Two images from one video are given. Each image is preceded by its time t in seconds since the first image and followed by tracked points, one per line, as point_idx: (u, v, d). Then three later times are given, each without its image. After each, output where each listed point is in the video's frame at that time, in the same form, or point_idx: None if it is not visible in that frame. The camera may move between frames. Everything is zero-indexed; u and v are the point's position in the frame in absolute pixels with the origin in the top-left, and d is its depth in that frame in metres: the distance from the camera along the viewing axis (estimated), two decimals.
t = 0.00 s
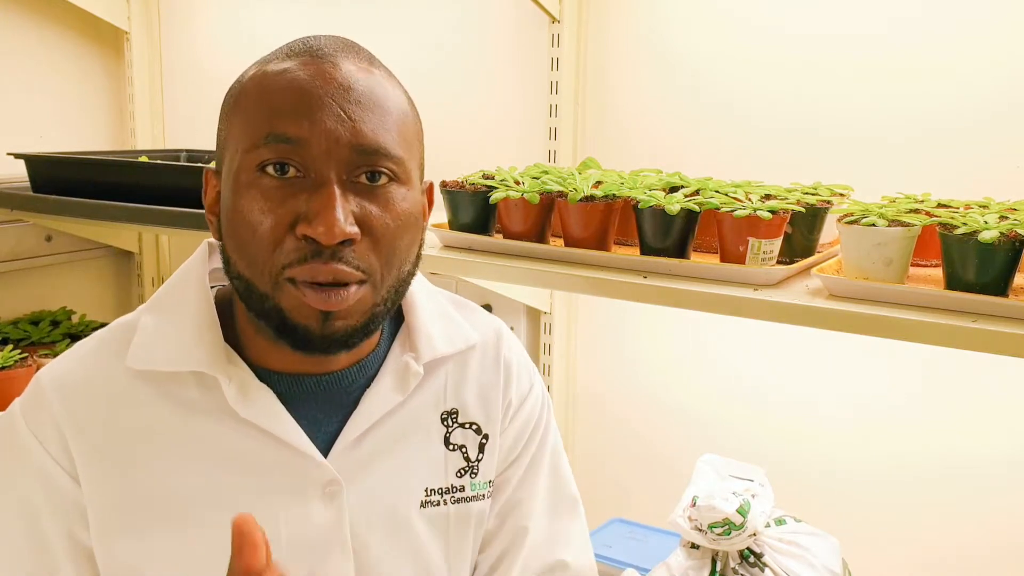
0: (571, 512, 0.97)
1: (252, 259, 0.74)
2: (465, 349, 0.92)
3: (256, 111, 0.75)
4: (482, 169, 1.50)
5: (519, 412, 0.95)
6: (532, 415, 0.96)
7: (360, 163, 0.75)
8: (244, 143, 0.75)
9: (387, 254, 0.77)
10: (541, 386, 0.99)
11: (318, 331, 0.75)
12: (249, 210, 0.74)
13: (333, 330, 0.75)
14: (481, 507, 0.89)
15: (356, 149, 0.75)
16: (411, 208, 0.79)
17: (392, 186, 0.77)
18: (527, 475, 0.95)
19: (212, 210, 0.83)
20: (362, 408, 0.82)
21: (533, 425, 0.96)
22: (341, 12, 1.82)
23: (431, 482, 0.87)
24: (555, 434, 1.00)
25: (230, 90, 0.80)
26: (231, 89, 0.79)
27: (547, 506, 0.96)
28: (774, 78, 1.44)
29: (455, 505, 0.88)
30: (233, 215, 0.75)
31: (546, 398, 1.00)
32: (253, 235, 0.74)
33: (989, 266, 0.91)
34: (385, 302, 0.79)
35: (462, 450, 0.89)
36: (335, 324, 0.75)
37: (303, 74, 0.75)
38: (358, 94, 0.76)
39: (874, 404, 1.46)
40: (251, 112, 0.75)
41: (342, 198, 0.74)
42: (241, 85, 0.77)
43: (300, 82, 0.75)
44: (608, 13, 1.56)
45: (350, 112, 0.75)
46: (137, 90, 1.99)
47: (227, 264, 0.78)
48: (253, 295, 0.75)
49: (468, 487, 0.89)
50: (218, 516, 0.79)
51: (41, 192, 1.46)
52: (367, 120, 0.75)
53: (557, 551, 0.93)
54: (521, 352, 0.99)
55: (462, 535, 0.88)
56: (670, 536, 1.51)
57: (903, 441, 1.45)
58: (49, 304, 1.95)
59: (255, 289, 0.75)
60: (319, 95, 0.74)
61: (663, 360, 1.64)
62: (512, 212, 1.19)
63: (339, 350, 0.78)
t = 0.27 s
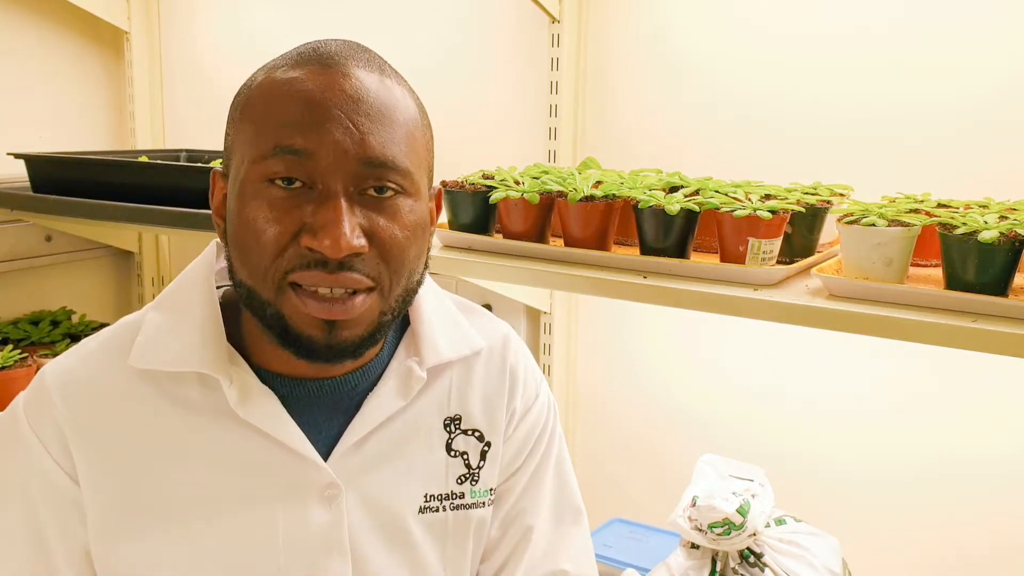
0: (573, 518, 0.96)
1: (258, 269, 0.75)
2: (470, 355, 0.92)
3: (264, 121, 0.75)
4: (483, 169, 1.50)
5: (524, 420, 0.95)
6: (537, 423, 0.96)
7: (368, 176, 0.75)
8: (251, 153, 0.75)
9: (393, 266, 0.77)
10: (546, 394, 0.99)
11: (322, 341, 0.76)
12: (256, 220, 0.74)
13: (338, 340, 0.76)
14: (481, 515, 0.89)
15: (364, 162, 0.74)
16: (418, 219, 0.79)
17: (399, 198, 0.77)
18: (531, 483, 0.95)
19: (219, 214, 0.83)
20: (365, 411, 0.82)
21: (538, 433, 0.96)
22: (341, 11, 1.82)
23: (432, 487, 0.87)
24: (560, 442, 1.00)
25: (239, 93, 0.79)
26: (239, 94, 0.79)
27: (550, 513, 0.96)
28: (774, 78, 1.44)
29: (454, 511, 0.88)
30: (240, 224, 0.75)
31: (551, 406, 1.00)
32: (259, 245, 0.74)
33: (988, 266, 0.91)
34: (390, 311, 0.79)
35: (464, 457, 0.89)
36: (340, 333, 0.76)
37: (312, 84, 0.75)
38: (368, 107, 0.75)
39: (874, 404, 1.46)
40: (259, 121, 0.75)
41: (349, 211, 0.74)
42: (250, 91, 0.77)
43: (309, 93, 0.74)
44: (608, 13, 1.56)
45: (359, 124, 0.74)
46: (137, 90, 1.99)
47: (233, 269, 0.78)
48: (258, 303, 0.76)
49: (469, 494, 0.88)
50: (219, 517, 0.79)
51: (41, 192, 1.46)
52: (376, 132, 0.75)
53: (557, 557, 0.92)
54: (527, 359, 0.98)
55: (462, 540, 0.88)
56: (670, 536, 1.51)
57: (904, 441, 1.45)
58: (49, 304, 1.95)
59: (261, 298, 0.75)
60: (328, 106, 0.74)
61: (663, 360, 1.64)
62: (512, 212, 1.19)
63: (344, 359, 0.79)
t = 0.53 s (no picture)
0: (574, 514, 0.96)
1: (260, 264, 0.74)
2: (470, 353, 0.92)
3: (263, 116, 0.75)
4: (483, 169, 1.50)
5: (524, 419, 0.95)
6: (538, 421, 0.97)
7: (369, 167, 0.75)
8: (251, 148, 0.75)
9: (395, 257, 0.78)
10: (545, 392, 0.99)
11: (326, 334, 0.76)
12: (257, 214, 0.74)
13: (342, 333, 0.76)
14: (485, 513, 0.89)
15: (365, 153, 0.75)
16: (418, 212, 0.80)
17: (400, 190, 0.78)
18: (532, 480, 0.95)
19: (218, 214, 0.83)
20: (368, 413, 0.82)
21: (539, 431, 0.97)
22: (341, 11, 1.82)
23: (436, 487, 0.87)
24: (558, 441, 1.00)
25: (236, 92, 0.79)
26: (237, 92, 0.79)
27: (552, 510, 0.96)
28: (774, 78, 1.44)
29: (459, 510, 0.88)
30: (241, 220, 0.75)
31: (550, 405, 1.00)
32: (261, 239, 0.74)
33: (988, 266, 0.91)
34: (393, 304, 0.79)
35: (466, 456, 0.89)
36: (344, 326, 0.76)
37: (311, 78, 0.75)
38: (368, 100, 0.75)
39: (875, 404, 1.46)
40: (258, 116, 0.75)
41: (351, 203, 0.74)
42: (247, 88, 0.77)
43: (308, 87, 0.74)
44: (608, 13, 1.56)
45: (359, 116, 0.75)
46: (137, 90, 1.99)
47: (233, 267, 0.78)
48: (260, 299, 0.76)
49: (473, 492, 0.89)
50: (221, 518, 0.79)
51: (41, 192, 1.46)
52: (376, 125, 0.75)
53: (559, 553, 0.93)
54: (527, 359, 0.98)
55: (465, 540, 0.88)
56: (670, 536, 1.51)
57: (904, 441, 1.45)
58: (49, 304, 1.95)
59: (263, 293, 0.75)
60: (328, 99, 0.74)
61: (663, 360, 1.64)
62: (512, 212, 1.19)
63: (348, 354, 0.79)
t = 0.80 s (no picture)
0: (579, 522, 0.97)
1: (248, 254, 0.75)
2: (471, 355, 0.92)
3: (257, 110, 0.75)
4: (483, 169, 1.50)
5: (528, 431, 0.95)
6: (542, 432, 0.96)
7: (360, 161, 0.75)
8: (245, 141, 0.76)
9: (383, 252, 0.77)
10: (549, 398, 0.99)
11: (311, 331, 0.75)
12: (248, 207, 0.74)
13: (329, 328, 0.76)
14: (480, 518, 0.89)
15: (356, 147, 0.75)
16: (409, 207, 0.79)
17: (391, 185, 0.78)
18: (538, 493, 0.95)
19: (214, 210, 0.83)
20: (367, 414, 0.82)
21: (543, 442, 0.96)
22: (341, 11, 1.82)
23: (432, 491, 0.87)
24: (564, 449, 1.00)
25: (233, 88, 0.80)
26: (234, 88, 0.79)
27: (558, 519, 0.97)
28: (774, 78, 1.44)
29: (455, 515, 0.88)
30: (232, 213, 0.76)
31: (556, 413, 1.00)
32: (249, 230, 0.74)
33: (988, 266, 0.91)
34: (382, 300, 0.79)
35: (465, 461, 0.89)
36: (331, 321, 0.75)
37: (306, 72, 0.75)
38: (361, 91, 0.76)
39: (874, 404, 1.46)
40: (252, 111, 0.75)
41: (341, 196, 0.74)
42: (244, 83, 0.78)
43: (301, 81, 0.75)
44: (608, 12, 1.56)
45: (352, 110, 0.75)
46: (138, 90, 2.00)
47: (224, 259, 0.78)
48: (249, 292, 0.76)
49: (468, 498, 0.88)
50: (221, 519, 0.79)
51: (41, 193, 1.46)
52: (369, 119, 0.75)
53: (564, 564, 0.94)
54: (532, 364, 0.98)
55: (461, 545, 0.89)
56: (669, 536, 1.51)
57: (904, 441, 1.45)
58: (49, 304, 1.95)
59: (252, 286, 0.75)
60: (321, 93, 0.74)
61: (663, 359, 1.64)
62: (512, 212, 1.19)
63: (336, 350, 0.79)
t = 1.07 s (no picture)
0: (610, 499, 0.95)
1: (213, 240, 0.75)
2: (472, 343, 0.91)
3: (207, 101, 0.77)
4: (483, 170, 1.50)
5: (539, 415, 0.92)
6: (553, 415, 0.93)
7: (303, 128, 0.74)
8: (200, 133, 0.77)
9: (342, 217, 0.75)
10: (558, 381, 0.96)
11: (280, 303, 0.74)
12: (209, 193, 0.75)
13: (297, 301, 0.74)
14: (485, 501, 0.88)
15: (296, 114, 0.73)
16: (365, 171, 0.77)
17: (340, 149, 0.75)
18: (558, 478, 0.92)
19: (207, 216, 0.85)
20: (369, 402, 0.81)
21: (557, 424, 0.93)
22: (341, 11, 1.82)
23: (435, 475, 0.86)
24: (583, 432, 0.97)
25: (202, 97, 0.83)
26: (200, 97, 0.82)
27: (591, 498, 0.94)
28: (774, 78, 1.44)
29: (458, 499, 0.87)
30: (198, 203, 0.76)
31: (568, 396, 0.97)
32: (212, 217, 0.75)
33: (988, 266, 0.91)
34: (352, 270, 0.76)
35: (467, 446, 0.87)
36: (297, 293, 0.73)
37: (245, 57, 0.76)
38: (294, 61, 0.75)
39: (874, 404, 1.46)
40: (205, 103, 0.77)
41: (287, 165, 0.73)
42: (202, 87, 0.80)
43: (241, 64, 0.75)
44: (608, 12, 1.56)
45: (286, 78, 0.74)
46: (138, 91, 2.00)
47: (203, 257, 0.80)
48: (222, 278, 0.76)
49: (472, 481, 0.87)
50: (220, 504, 0.78)
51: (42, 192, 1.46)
52: (305, 84, 0.74)
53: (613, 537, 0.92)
54: (535, 349, 0.96)
55: (471, 531, 0.88)
56: (669, 536, 1.51)
57: (904, 441, 1.45)
58: (50, 304, 1.95)
59: (222, 270, 0.75)
60: (256, 70, 0.74)
61: (663, 359, 1.64)
62: (512, 212, 1.19)
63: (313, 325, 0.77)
